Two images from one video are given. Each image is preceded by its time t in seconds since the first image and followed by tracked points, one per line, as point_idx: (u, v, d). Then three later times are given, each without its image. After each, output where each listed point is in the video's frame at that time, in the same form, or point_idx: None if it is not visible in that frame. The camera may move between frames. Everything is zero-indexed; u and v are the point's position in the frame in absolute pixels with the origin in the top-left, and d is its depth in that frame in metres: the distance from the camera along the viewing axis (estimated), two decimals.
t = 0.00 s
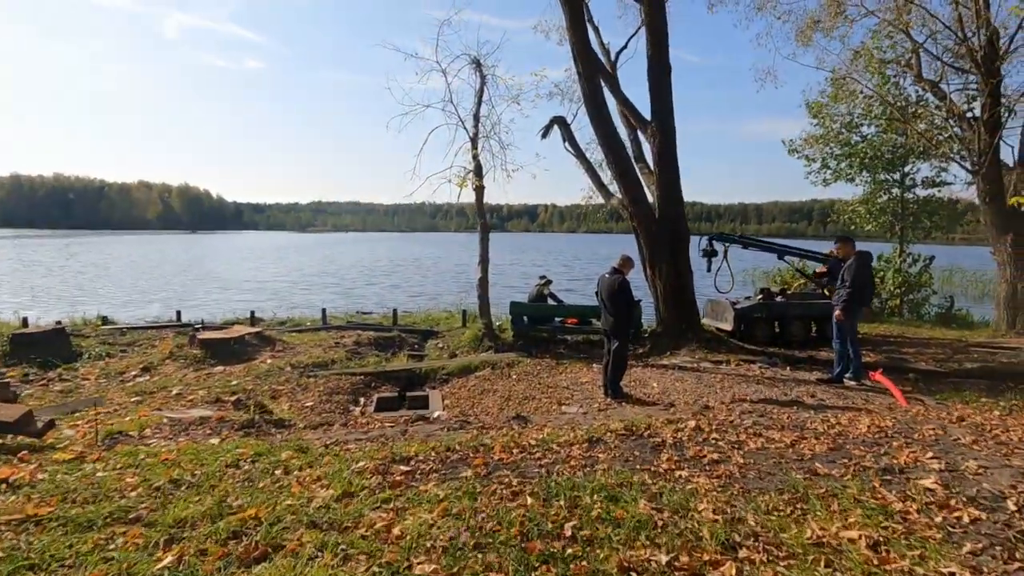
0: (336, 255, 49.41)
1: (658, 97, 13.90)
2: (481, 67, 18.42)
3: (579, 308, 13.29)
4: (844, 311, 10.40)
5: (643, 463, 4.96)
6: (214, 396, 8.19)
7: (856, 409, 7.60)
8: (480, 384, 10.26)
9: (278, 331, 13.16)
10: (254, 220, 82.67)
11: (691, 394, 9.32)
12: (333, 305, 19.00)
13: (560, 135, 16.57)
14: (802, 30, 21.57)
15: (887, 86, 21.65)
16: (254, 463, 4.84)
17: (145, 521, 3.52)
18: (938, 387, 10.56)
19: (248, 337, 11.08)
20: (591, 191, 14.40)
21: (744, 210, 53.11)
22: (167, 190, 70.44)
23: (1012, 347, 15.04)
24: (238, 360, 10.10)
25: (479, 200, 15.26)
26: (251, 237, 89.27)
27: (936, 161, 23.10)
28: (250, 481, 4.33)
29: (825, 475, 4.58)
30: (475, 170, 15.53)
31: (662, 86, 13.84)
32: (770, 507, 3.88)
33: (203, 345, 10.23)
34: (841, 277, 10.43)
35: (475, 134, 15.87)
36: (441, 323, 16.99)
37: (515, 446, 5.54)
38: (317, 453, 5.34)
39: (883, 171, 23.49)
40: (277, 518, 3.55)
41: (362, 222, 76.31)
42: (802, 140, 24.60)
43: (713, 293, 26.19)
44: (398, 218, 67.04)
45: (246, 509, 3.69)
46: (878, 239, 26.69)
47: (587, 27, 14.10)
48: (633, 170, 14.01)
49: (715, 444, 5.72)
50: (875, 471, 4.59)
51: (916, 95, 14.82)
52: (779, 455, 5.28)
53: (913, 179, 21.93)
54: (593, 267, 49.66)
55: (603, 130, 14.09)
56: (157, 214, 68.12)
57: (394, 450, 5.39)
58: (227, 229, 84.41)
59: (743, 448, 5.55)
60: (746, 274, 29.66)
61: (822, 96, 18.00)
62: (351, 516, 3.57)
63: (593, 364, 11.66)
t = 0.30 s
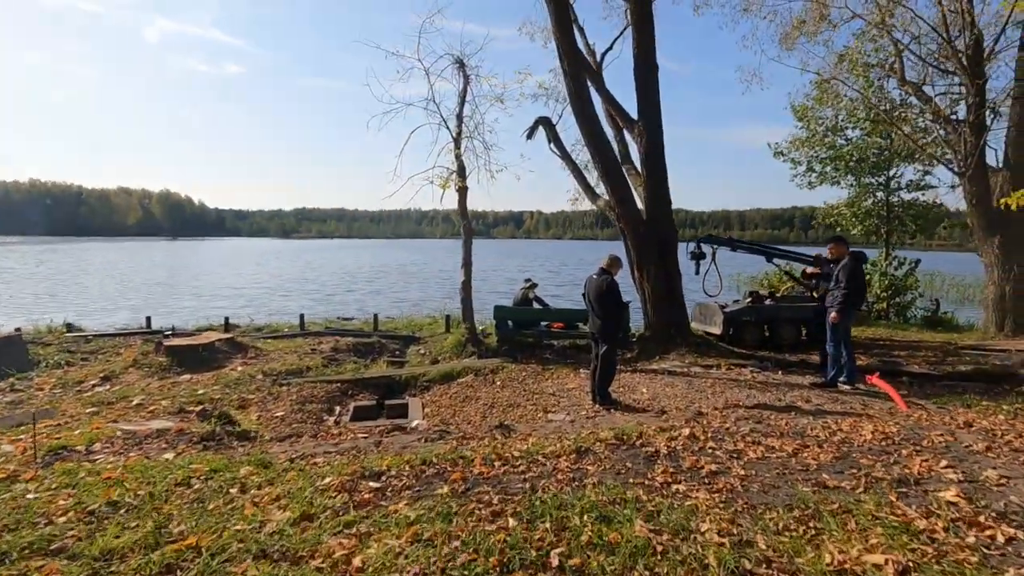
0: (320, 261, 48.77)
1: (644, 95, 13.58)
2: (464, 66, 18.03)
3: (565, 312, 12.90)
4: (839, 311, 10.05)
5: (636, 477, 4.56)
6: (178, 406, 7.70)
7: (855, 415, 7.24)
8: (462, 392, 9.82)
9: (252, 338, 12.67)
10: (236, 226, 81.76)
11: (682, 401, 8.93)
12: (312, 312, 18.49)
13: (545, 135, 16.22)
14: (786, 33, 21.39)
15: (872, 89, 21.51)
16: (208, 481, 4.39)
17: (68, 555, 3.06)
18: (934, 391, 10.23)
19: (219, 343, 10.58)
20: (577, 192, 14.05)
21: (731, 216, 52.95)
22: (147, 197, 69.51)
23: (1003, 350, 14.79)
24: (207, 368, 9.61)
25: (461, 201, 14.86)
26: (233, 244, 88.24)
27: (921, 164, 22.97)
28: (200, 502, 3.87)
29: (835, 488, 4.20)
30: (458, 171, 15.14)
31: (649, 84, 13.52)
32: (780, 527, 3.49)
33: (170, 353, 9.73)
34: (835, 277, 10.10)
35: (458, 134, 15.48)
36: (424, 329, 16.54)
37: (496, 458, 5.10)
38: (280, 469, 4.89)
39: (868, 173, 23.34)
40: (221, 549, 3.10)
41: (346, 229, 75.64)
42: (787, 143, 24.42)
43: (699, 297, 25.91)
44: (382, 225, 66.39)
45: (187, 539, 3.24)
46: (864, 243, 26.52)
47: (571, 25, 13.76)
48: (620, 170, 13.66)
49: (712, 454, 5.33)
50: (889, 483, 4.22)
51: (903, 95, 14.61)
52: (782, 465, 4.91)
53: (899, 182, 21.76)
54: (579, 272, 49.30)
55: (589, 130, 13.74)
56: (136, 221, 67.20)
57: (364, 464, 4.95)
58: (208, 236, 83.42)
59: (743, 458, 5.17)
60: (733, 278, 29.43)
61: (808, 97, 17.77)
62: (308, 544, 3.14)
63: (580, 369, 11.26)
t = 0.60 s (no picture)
0: (303, 264, 48.21)
1: (631, 94, 13.30)
2: (447, 65, 17.72)
3: (550, 316, 12.59)
4: (829, 314, 9.77)
5: (624, 495, 4.26)
6: (141, 418, 7.32)
7: (850, 423, 6.97)
8: (444, 399, 9.46)
9: (227, 343, 12.27)
10: (219, 229, 80.87)
11: (670, 409, 8.64)
12: (293, 315, 18.07)
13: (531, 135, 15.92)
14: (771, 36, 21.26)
15: (857, 91, 21.41)
16: (158, 505, 4.05)
17: None
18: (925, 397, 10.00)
19: (189, 350, 10.19)
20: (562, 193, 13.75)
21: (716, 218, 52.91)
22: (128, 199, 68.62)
23: (991, 352, 14.63)
24: (176, 377, 9.23)
25: (444, 203, 14.52)
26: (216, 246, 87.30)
27: (906, 166, 22.89)
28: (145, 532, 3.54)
29: (837, 507, 3.92)
30: (441, 171, 14.81)
31: (635, 83, 13.25)
32: (780, 557, 3.20)
33: (137, 362, 9.34)
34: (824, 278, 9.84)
35: (440, 134, 15.15)
36: (407, 333, 16.18)
37: (474, 474, 4.78)
38: (241, 490, 4.54)
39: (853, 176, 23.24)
40: None
41: (331, 231, 74.99)
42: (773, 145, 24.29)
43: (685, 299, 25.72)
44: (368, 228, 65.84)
45: None
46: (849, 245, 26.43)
47: (556, 22, 13.46)
48: (606, 171, 13.38)
49: (705, 469, 5.02)
50: (895, 501, 3.94)
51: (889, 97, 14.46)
52: (779, 480, 4.62)
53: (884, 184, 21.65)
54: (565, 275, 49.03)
55: (575, 129, 13.45)
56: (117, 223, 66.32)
57: (332, 483, 4.61)
58: (191, 238, 82.45)
59: (737, 472, 4.88)
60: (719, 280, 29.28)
61: (794, 98, 17.61)
62: None
63: (565, 375, 10.95)
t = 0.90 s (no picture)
0: (289, 265, 47.56)
1: (617, 90, 12.95)
2: (431, 61, 17.32)
3: (535, 318, 12.21)
4: (820, 317, 9.46)
5: (609, 517, 3.88)
6: (96, 429, 6.90)
7: (847, 430, 6.62)
8: (422, 406, 9.04)
9: (198, 348, 11.80)
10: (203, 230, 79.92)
11: (659, 416, 8.26)
12: (272, 318, 17.57)
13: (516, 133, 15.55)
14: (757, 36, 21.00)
15: (844, 91, 21.18)
16: (88, 535, 3.65)
17: None
18: (920, 402, 9.69)
19: (156, 355, 9.73)
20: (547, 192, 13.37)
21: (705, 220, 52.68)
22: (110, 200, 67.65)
23: (983, 354, 14.38)
24: (139, 385, 8.76)
25: (426, 202, 14.11)
26: (201, 248, 86.26)
27: (894, 166, 22.69)
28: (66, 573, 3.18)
29: (843, 531, 3.57)
30: (423, 170, 14.40)
31: (622, 78, 12.91)
32: None
33: (99, 368, 8.89)
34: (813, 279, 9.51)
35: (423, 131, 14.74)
36: (389, 336, 15.72)
37: (446, 492, 4.39)
38: (186, 513, 4.13)
39: (841, 176, 23.00)
40: None
41: (317, 233, 74.31)
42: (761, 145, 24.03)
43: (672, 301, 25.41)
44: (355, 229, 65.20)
45: None
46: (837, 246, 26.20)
47: (541, 16, 13.08)
48: (593, 169, 13.01)
49: (697, 484, 4.64)
50: (906, 524, 3.58)
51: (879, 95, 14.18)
52: (778, 498, 4.26)
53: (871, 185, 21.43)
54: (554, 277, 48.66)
55: (560, 126, 13.07)
56: (100, 224, 65.34)
57: (287, 504, 4.19)
58: (174, 239, 81.44)
59: (730, 488, 4.51)
60: (707, 282, 28.99)
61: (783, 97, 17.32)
62: None
63: (550, 380, 10.56)
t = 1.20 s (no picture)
0: (279, 271, 47.08)
1: (608, 90, 12.68)
2: (420, 62, 17.02)
3: (525, 324, 11.90)
4: (813, 321, 9.09)
5: (597, 544, 3.58)
6: (59, 443, 6.54)
7: (849, 441, 6.33)
8: (406, 415, 8.70)
9: (177, 355, 11.43)
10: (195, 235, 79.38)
11: (651, 427, 7.94)
12: (257, 324, 17.19)
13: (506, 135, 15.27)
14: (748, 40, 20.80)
15: (837, 95, 20.97)
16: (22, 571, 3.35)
17: None
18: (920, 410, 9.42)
19: (129, 363, 9.37)
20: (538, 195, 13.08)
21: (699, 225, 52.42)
22: (100, 205, 67.06)
23: (981, 360, 14.14)
24: (110, 395, 8.40)
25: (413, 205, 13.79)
26: (192, 253, 85.62)
27: (888, 170, 22.48)
28: None
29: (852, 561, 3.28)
30: (411, 172, 14.10)
31: (613, 78, 12.64)
32: None
33: (68, 378, 8.53)
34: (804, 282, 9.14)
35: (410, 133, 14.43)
36: (376, 342, 15.37)
37: (420, 513, 4.07)
38: (134, 540, 3.80)
39: (834, 180, 22.76)
40: None
41: (309, 238, 73.86)
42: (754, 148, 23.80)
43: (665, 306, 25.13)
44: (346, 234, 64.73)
45: None
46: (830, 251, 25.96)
47: (530, 15, 12.80)
48: (584, 171, 12.73)
49: (691, 503, 4.34)
50: (920, 551, 3.37)
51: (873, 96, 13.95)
52: (779, 519, 3.97)
53: (865, 189, 21.21)
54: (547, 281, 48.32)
55: (550, 127, 12.77)
56: (89, 229, 64.71)
57: (246, 528, 3.87)
58: (165, 245, 80.81)
59: (727, 508, 4.22)
60: (700, 287, 28.72)
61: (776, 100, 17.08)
62: None
63: (540, 387, 10.23)
